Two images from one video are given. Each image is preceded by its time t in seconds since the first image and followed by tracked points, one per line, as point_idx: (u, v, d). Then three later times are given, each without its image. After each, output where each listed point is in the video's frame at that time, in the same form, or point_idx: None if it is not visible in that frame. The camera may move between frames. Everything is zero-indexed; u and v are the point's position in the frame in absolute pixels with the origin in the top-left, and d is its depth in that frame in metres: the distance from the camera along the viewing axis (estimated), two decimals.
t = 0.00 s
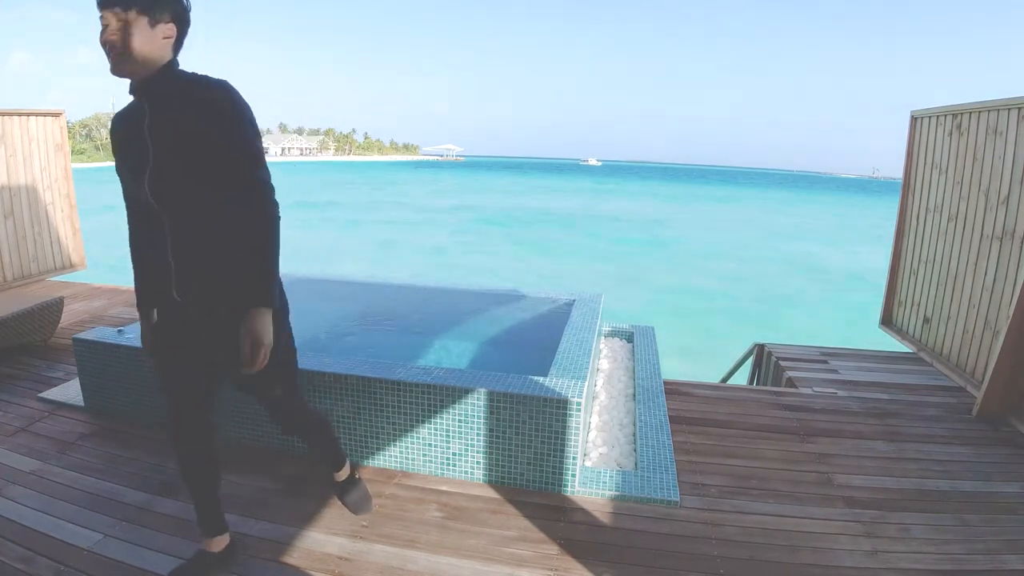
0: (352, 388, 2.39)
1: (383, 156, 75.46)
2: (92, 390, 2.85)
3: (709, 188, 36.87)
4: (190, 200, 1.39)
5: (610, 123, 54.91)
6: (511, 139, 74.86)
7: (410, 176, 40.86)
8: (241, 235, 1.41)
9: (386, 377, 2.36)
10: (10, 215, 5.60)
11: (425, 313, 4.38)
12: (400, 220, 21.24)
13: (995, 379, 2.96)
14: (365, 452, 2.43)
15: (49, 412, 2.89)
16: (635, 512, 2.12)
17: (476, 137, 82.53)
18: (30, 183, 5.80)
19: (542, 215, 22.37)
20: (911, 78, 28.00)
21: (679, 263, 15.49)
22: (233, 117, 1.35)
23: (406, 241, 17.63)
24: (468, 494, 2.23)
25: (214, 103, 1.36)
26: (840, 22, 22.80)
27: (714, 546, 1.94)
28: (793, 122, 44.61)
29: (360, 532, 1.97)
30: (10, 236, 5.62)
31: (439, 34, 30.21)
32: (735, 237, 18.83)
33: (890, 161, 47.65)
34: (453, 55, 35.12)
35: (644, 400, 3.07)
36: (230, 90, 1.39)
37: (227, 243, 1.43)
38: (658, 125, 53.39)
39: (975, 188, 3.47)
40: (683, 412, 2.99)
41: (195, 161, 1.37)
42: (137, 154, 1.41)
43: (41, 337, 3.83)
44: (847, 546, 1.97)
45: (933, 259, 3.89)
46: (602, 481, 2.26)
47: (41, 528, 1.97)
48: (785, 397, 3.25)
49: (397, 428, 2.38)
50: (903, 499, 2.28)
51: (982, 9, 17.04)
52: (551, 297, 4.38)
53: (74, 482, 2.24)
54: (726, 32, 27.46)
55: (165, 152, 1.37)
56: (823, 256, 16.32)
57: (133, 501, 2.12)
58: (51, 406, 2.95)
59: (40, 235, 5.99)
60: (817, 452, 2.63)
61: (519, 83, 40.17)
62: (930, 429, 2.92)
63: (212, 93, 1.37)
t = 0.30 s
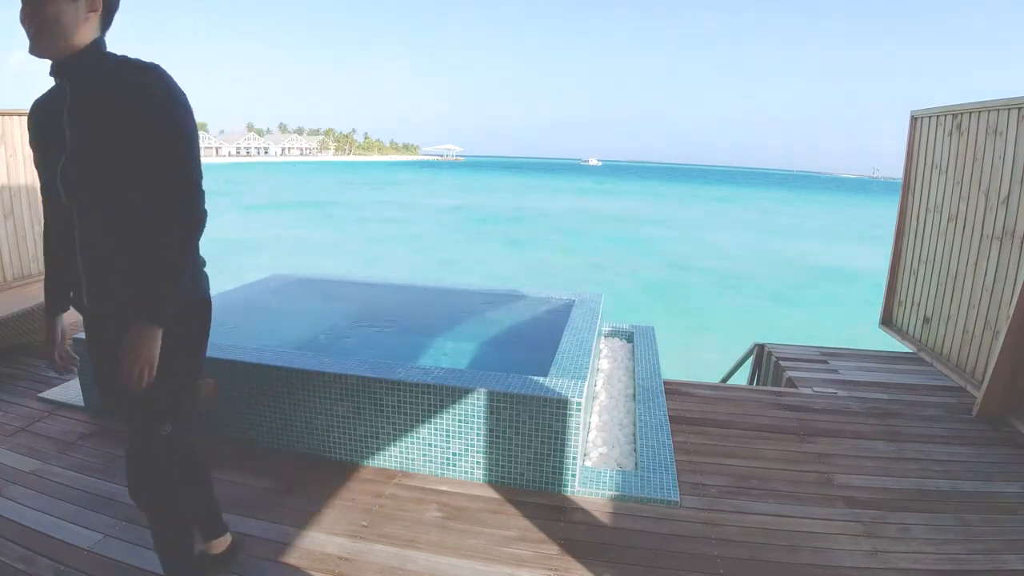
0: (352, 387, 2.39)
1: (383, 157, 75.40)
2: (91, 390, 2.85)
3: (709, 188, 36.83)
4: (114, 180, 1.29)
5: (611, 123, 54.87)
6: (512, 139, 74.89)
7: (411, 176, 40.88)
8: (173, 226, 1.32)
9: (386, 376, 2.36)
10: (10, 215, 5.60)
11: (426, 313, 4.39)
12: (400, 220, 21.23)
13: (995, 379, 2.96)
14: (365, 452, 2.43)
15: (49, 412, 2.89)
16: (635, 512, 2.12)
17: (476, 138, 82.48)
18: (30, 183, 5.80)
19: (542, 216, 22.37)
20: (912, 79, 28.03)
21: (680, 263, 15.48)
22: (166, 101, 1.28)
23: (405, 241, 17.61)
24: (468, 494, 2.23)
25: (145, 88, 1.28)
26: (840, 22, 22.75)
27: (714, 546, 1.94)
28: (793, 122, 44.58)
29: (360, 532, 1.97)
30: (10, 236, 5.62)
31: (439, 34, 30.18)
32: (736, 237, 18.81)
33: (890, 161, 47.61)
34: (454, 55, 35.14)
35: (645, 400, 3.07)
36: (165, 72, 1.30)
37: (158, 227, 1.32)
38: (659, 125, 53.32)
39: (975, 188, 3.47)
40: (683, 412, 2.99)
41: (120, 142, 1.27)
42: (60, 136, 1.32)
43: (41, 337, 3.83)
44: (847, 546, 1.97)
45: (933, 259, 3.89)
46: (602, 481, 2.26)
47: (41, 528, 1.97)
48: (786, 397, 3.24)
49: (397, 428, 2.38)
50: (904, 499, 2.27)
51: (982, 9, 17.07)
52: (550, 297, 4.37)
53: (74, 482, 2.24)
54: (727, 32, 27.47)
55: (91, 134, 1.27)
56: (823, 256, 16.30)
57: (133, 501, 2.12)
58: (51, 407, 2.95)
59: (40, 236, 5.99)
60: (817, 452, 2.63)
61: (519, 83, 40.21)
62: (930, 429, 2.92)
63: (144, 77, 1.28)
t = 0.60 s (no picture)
0: (352, 387, 2.40)
1: (383, 157, 75.58)
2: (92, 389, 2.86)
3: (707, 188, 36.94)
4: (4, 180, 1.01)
5: (611, 124, 55.02)
6: (512, 139, 74.88)
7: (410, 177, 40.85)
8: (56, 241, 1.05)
9: (387, 377, 2.36)
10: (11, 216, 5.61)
11: (425, 314, 4.39)
12: (400, 220, 21.23)
13: (994, 379, 2.96)
14: (365, 452, 2.43)
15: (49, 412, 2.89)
16: (635, 512, 2.12)
17: (476, 138, 82.57)
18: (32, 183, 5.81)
19: (542, 216, 22.37)
20: (913, 79, 28.01)
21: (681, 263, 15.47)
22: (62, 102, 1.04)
23: (405, 241, 17.65)
24: (467, 494, 2.24)
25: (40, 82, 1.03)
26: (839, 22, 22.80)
27: (714, 546, 1.94)
28: (793, 122, 44.70)
29: (360, 532, 1.97)
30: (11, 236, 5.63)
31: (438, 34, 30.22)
32: (736, 237, 18.81)
33: (889, 161, 47.68)
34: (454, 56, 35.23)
35: (644, 400, 3.07)
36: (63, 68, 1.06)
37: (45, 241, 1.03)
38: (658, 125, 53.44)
39: (975, 188, 3.47)
40: (682, 412, 3.00)
41: (66, 134, 1.03)
42: None
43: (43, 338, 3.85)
44: (847, 546, 1.97)
45: (933, 259, 3.89)
46: (602, 481, 2.26)
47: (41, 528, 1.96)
48: (785, 396, 3.25)
49: (397, 428, 2.38)
50: (903, 499, 2.27)
51: (983, 10, 17.07)
52: (550, 298, 4.40)
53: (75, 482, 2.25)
54: (727, 32, 27.43)
55: None
56: (823, 256, 16.30)
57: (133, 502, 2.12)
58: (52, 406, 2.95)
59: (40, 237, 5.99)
60: (816, 452, 2.63)
61: (519, 83, 40.18)
62: (930, 428, 2.92)
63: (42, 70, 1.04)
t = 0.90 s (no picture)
0: (353, 387, 2.39)
1: (383, 157, 75.69)
2: (91, 390, 2.85)
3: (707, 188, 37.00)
4: None
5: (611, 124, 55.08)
6: (512, 138, 74.82)
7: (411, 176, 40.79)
8: None
9: (387, 377, 2.35)
10: (10, 216, 5.60)
11: (425, 314, 4.38)
12: (400, 220, 21.23)
13: (995, 379, 2.96)
14: (365, 452, 2.43)
15: (49, 412, 2.89)
16: (635, 512, 2.12)
17: (476, 137, 82.61)
18: (30, 182, 5.80)
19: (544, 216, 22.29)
20: (914, 79, 27.95)
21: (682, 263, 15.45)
22: None
23: (405, 241, 17.62)
24: (468, 494, 2.24)
25: None
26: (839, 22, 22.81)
27: (714, 546, 1.94)
28: (792, 122, 44.77)
29: (361, 532, 1.97)
30: (10, 236, 5.63)
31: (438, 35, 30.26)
32: (737, 237, 18.81)
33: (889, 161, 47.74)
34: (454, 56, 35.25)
35: (644, 400, 3.07)
36: None
37: None
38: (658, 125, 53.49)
39: (974, 189, 3.47)
40: (683, 412, 2.99)
41: None
42: None
43: (42, 337, 3.84)
44: (846, 546, 1.97)
45: (933, 259, 3.89)
46: (602, 481, 2.26)
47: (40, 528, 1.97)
48: (786, 397, 3.25)
49: (397, 428, 2.38)
50: (903, 500, 2.27)
51: (986, 9, 17.02)
52: (550, 299, 4.40)
53: (75, 481, 2.25)
54: (727, 32, 27.41)
55: None
56: (823, 256, 16.28)
57: (132, 502, 2.12)
58: (51, 407, 2.95)
59: (39, 236, 5.99)
60: (816, 452, 2.63)
61: (520, 83, 40.10)
62: (930, 429, 2.92)
63: None
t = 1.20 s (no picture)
0: (351, 387, 2.40)
1: (382, 157, 75.69)
2: (91, 389, 2.85)
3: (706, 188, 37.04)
4: None
5: (611, 123, 55.07)
6: (512, 138, 74.80)
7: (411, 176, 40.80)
8: None
9: (386, 376, 2.35)
10: (10, 216, 5.61)
11: (425, 315, 4.39)
12: (400, 220, 21.22)
13: (994, 379, 2.96)
14: (364, 452, 2.43)
15: (49, 412, 2.89)
16: (635, 512, 2.12)
17: (476, 137, 82.62)
18: (30, 182, 5.79)
19: (544, 216, 22.28)
20: (915, 78, 27.92)
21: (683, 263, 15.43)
22: None
23: (405, 241, 17.62)
24: (468, 493, 2.24)
25: None
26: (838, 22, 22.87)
27: (715, 546, 1.94)
28: (792, 122, 44.79)
29: (361, 532, 1.97)
30: (10, 236, 5.63)
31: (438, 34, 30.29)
32: (738, 237, 18.78)
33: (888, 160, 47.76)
34: (453, 55, 35.25)
35: (644, 400, 3.06)
36: None
37: None
38: (658, 125, 53.53)
39: (975, 188, 3.46)
40: (682, 412, 3.00)
41: None
42: None
43: (41, 337, 3.83)
44: (846, 546, 1.97)
45: (933, 259, 3.89)
46: (601, 480, 2.27)
47: (39, 528, 1.97)
48: (785, 396, 3.25)
49: (397, 428, 2.38)
50: (904, 500, 2.27)
51: (988, 9, 16.96)
52: (550, 298, 4.41)
53: (73, 481, 2.25)
54: (727, 32, 27.47)
55: None
56: (822, 256, 16.30)
57: (132, 502, 2.12)
58: (51, 406, 2.95)
59: (39, 235, 5.99)
60: (816, 452, 2.63)
61: (520, 83, 40.14)
62: (931, 428, 2.92)
63: None
